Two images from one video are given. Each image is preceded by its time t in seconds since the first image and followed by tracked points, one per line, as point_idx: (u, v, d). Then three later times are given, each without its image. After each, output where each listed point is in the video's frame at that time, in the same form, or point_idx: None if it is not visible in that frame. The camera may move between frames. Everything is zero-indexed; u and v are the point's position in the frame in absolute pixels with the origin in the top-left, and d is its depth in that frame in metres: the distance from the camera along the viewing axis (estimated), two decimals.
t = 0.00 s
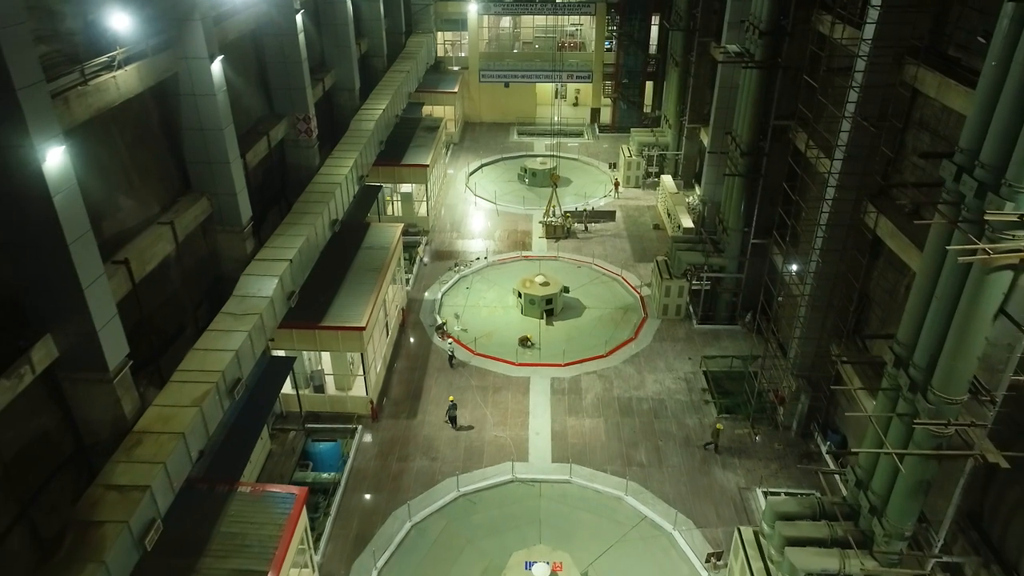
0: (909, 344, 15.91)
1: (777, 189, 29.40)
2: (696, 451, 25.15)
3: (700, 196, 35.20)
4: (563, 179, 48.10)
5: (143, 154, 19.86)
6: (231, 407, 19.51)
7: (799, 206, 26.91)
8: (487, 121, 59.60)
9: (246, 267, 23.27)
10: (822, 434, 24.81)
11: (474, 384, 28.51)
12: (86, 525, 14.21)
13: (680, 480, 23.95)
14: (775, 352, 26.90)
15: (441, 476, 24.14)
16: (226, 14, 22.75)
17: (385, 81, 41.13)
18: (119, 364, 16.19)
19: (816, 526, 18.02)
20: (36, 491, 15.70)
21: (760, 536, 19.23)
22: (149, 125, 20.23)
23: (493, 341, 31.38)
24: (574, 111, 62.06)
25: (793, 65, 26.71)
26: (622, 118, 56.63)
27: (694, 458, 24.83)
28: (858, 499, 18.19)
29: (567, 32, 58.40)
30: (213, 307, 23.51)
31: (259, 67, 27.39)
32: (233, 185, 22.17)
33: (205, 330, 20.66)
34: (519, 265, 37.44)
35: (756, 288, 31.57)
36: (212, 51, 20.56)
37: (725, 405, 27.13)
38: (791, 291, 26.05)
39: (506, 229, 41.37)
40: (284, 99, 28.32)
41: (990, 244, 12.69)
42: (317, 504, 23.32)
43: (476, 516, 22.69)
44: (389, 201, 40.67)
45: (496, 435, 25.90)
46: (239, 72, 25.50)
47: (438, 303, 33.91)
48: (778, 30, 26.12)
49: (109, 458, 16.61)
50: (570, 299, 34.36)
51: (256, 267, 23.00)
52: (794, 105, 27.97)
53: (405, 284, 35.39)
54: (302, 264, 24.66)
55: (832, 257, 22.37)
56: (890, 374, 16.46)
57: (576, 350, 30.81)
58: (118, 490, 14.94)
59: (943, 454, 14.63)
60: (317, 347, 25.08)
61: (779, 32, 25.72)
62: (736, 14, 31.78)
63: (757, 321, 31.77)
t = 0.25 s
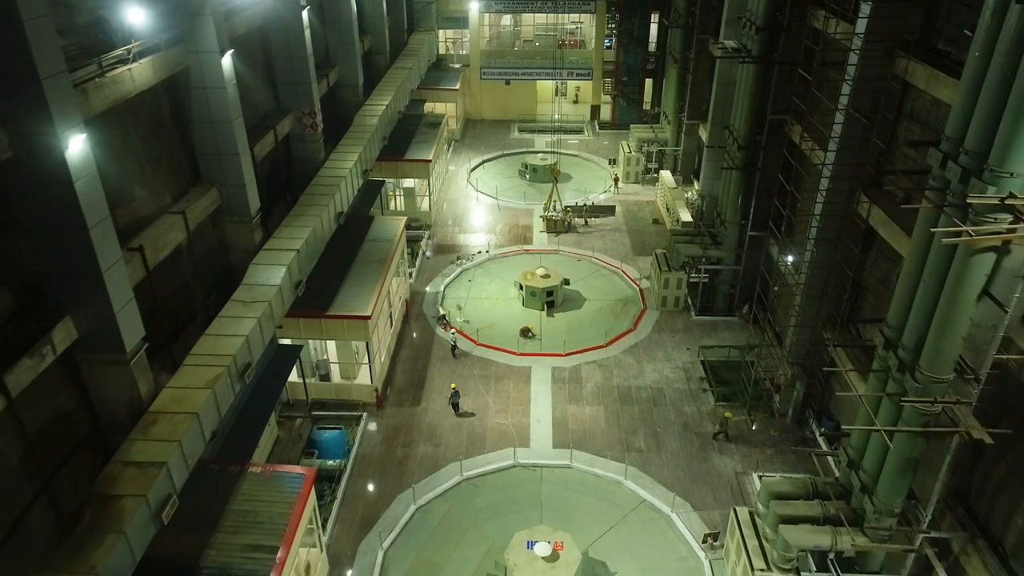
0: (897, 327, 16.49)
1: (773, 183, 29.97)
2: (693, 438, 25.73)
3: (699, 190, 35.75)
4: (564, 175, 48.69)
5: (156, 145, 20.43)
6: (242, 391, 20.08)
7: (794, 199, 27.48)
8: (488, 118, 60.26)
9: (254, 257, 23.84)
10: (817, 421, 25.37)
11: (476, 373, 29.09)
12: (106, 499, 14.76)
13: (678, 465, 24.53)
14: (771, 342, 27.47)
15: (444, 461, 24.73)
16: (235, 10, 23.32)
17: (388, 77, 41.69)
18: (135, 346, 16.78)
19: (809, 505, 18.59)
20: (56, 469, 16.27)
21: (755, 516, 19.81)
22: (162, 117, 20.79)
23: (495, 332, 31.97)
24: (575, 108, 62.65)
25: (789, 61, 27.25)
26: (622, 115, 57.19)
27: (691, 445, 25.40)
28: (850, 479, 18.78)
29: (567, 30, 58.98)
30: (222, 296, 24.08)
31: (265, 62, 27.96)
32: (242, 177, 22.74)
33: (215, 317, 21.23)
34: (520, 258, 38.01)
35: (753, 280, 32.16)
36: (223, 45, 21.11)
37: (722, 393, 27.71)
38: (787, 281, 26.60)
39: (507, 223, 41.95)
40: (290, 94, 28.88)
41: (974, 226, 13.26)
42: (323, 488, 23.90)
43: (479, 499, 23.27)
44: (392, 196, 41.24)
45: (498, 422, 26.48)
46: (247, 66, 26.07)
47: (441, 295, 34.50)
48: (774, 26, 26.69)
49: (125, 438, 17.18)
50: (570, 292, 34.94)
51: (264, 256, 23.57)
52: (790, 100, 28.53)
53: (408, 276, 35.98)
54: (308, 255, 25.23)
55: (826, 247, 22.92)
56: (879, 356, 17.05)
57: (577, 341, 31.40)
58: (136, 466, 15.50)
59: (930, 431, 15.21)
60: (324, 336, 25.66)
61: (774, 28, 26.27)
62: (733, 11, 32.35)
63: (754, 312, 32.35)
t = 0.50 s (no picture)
0: (887, 311, 17.06)
1: (770, 177, 30.53)
2: (691, 425, 26.31)
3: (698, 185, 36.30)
4: (564, 171, 49.27)
5: (168, 137, 20.99)
6: (252, 376, 20.65)
7: (790, 192, 28.07)
8: (489, 115, 60.83)
9: (262, 247, 24.40)
10: (812, 408, 25.96)
11: (479, 363, 29.67)
12: (124, 475, 15.33)
13: (676, 451, 25.11)
14: (768, 332, 28.06)
15: (448, 448, 25.31)
16: (244, 6, 23.86)
17: (391, 74, 42.27)
18: (150, 330, 17.36)
19: (802, 485, 19.17)
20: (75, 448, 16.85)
21: (751, 497, 20.38)
22: (173, 110, 21.35)
23: (497, 324, 32.54)
24: (574, 106, 63.24)
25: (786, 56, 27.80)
26: (621, 112, 57.78)
27: (689, 432, 25.97)
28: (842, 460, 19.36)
29: (567, 28, 59.55)
30: (230, 286, 24.65)
31: (271, 58, 28.51)
32: (250, 169, 23.30)
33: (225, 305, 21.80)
34: (521, 252, 38.60)
35: (750, 272, 32.72)
36: (233, 40, 21.63)
37: (719, 382, 28.29)
38: (783, 272, 27.15)
39: (508, 218, 42.52)
40: (296, 89, 29.45)
41: (958, 211, 13.84)
42: (330, 473, 24.48)
43: (483, 484, 23.86)
44: (395, 191, 41.81)
45: (500, 410, 27.07)
46: (254, 62, 26.62)
47: (443, 288, 35.08)
48: (771, 22, 27.26)
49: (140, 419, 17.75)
50: (571, 285, 35.51)
51: (272, 247, 24.14)
52: (786, 95, 29.09)
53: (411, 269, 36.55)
54: (315, 246, 25.79)
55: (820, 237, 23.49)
56: (870, 340, 17.62)
57: (577, 332, 31.97)
58: (153, 444, 16.06)
59: (918, 410, 15.78)
60: (330, 325, 26.22)
61: (771, 24, 26.94)
62: (731, 9, 32.90)
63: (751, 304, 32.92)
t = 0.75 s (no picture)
0: (879, 297, 17.59)
1: (768, 171, 31.05)
2: (689, 413, 26.85)
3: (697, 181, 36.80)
4: (565, 167, 49.77)
5: (179, 130, 21.52)
6: (260, 363, 21.18)
7: (787, 186, 28.55)
8: (490, 113, 61.34)
9: (269, 239, 24.94)
10: (808, 397, 26.48)
11: (481, 354, 30.21)
12: (140, 454, 15.87)
13: (675, 438, 25.65)
14: (765, 323, 28.55)
15: (451, 436, 25.85)
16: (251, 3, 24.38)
17: (394, 71, 42.80)
18: (164, 316, 17.91)
19: (797, 469, 19.71)
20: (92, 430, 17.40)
21: (747, 482, 20.91)
22: (184, 104, 21.88)
23: (498, 316, 33.07)
24: (575, 103, 63.75)
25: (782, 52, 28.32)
26: (621, 109, 58.29)
27: (688, 421, 26.49)
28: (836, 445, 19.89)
29: (568, 26, 60.06)
30: (238, 277, 25.19)
31: (277, 54, 29.04)
32: (258, 162, 23.82)
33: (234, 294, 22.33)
34: (522, 247, 39.11)
35: (748, 266, 33.24)
36: (242, 36, 22.15)
37: (718, 373, 28.82)
38: (780, 264, 27.66)
39: (509, 214, 43.03)
40: (301, 85, 29.98)
41: (945, 198, 14.37)
42: (336, 460, 25.02)
43: (485, 470, 24.41)
44: (398, 187, 42.34)
45: (503, 399, 27.62)
46: (261, 58, 27.16)
47: (446, 281, 35.61)
48: (768, 19, 27.80)
49: (154, 402, 18.29)
50: (571, 279, 36.04)
51: (280, 238, 24.67)
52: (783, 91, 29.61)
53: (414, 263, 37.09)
54: (321, 238, 26.32)
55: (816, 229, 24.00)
56: (862, 326, 18.15)
57: (578, 324, 32.50)
58: (167, 426, 16.59)
59: (908, 392, 16.31)
60: (335, 316, 26.75)
61: (767, 21, 27.43)
62: (729, 6, 33.41)
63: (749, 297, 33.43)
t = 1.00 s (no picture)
0: (871, 284, 18.14)
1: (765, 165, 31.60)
2: (688, 402, 27.42)
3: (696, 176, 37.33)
4: (565, 164, 50.32)
5: (190, 123, 22.08)
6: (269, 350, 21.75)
7: (784, 179, 29.11)
8: (491, 110, 61.90)
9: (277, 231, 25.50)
10: (804, 386, 27.04)
11: (483, 345, 30.78)
12: (156, 434, 16.41)
13: (673, 426, 26.22)
14: (762, 314, 29.09)
15: (455, 423, 26.42)
16: None
17: (397, 68, 43.37)
18: (177, 302, 18.48)
19: (792, 452, 20.27)
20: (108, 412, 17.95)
21: (743, 465, 21.47)
22: (195, 98, 22.44)
23: (500, 308, 33.64)
24: (575, 101, 64.31)
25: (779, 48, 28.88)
26: (621, 107, 58.84)
27: (686, 409, 27.05)
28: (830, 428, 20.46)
29: (569, 25, 60.62)
30: (246, 268, 25.76)
31: (284, 51, 29.61)
32: (266, 155, 24.39)
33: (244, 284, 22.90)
34: (523, 241, 39.69)
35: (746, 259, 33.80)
36: (251, 32, 22.70)
37: (716, 363, 29.38)
38: (776, 256, 28.21)
39: (511, 209, 43.60)
40: (307, 81, 30.55)
41: (933, 185, 14.93)
42: (342, 447, 25.60)
43: (488, 456, 24.98)
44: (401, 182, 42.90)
45: (505, 388, 28.21)
46: (268, 54, 27.73)
47: (448, 274, 36.18)
48: (765, 16, 28.37)
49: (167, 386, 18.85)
50: (572, 272, 36.60)
51: (287, 230, 25.25)
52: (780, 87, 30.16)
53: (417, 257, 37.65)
54: (327, 230, 26.89)
55: (811, 220, 24.55)
56: (855, 312, 18.71)
57: (578, 316, 33.06)
58: (181, 407, 17.16)
59: (897, 375, 16.88)
60: (341, 307, 27.32)
61: (765, 18, 28.06)
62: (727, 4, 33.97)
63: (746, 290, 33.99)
